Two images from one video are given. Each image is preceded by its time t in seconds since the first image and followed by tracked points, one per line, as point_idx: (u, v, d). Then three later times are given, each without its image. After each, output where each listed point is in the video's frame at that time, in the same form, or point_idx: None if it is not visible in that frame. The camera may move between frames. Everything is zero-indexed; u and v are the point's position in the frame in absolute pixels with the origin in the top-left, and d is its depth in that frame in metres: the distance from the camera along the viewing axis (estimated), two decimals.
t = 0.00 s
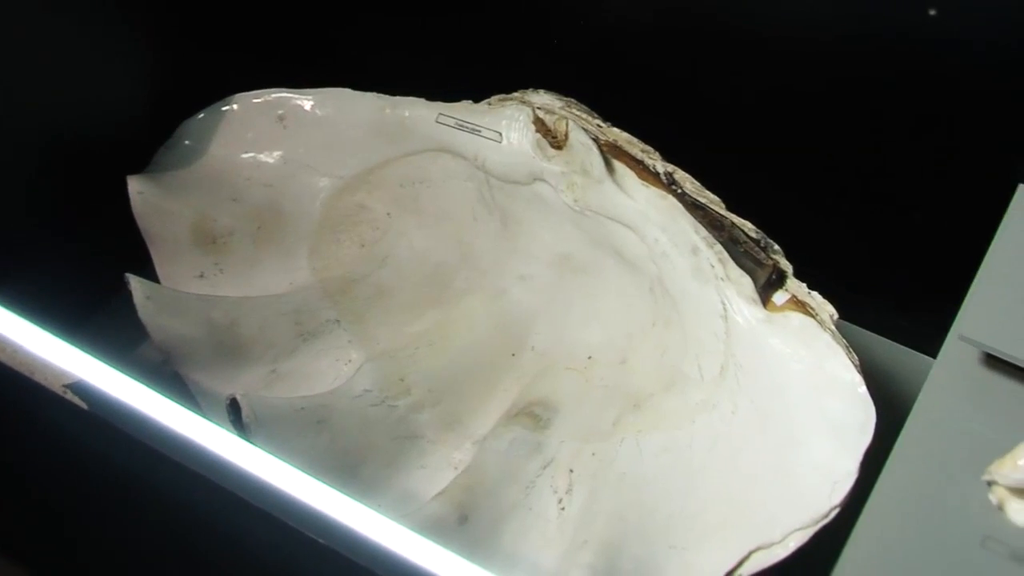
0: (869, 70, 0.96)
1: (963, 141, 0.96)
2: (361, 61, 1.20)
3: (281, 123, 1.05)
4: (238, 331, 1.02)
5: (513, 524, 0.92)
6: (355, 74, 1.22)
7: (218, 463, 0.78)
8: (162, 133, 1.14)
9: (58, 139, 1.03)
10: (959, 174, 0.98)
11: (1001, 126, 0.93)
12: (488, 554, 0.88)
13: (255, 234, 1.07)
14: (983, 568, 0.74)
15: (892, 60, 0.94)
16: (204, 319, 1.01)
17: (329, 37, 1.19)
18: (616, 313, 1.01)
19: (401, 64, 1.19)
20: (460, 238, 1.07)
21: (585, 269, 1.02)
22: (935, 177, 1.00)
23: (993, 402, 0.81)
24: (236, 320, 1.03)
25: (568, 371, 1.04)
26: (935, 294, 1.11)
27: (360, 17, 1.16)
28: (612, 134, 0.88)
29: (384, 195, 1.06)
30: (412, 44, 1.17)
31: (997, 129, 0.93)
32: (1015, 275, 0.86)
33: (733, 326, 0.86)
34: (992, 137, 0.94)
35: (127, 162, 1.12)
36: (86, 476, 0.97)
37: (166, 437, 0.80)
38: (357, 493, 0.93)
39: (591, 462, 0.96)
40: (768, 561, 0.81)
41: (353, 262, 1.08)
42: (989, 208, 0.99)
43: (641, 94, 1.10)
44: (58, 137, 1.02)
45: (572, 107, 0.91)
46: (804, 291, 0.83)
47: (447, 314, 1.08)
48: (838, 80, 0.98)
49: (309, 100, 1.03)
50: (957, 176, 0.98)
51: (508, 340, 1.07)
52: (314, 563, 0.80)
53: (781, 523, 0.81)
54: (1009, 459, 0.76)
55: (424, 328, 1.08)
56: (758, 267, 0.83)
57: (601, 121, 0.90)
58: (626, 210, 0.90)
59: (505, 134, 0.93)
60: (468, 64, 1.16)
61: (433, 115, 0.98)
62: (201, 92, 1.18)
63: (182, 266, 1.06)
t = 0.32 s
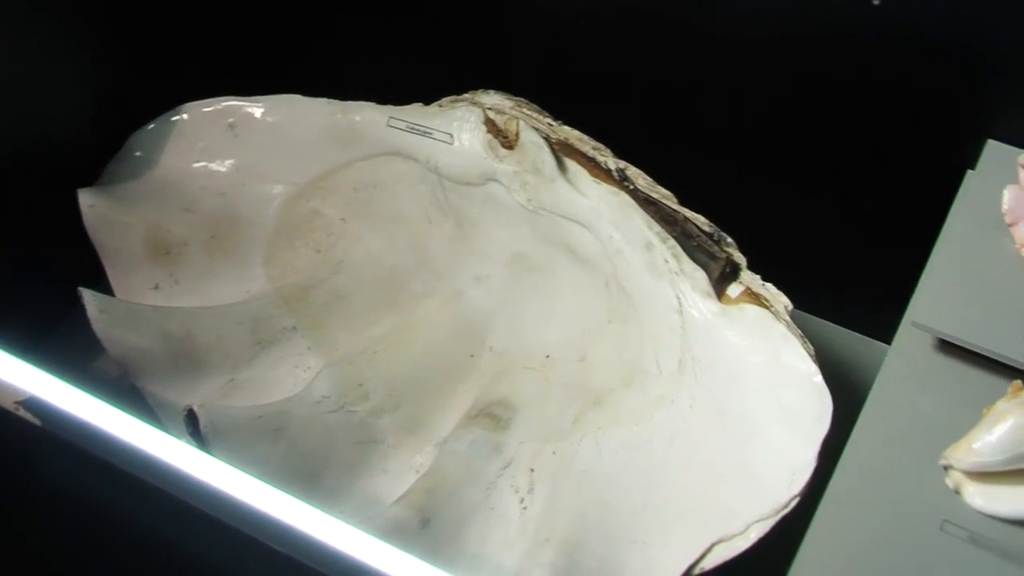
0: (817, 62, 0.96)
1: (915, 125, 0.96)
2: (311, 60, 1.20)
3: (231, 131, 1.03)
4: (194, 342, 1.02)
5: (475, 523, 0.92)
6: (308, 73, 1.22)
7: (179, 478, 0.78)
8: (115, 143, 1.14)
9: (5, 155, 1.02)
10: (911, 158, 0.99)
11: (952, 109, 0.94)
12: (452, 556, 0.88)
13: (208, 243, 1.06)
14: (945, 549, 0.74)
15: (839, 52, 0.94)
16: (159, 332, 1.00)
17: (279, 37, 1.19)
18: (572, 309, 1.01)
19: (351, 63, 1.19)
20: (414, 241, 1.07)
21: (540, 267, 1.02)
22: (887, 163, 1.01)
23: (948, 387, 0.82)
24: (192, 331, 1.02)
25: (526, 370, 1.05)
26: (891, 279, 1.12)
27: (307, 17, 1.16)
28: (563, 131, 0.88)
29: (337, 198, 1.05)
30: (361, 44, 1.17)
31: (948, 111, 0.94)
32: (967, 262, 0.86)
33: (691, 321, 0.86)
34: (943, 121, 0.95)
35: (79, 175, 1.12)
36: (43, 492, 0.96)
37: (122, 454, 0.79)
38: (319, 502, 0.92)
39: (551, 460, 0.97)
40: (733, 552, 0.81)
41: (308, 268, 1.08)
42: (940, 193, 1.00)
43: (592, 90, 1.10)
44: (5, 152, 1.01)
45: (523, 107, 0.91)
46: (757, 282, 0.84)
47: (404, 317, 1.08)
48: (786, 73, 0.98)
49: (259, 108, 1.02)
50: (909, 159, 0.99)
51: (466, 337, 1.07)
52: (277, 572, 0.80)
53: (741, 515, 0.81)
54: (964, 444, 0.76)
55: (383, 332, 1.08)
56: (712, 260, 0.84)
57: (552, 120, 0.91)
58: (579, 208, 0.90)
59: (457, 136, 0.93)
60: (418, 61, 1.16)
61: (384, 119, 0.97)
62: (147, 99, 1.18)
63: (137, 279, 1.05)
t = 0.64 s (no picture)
0: (757, 52, 0.96)
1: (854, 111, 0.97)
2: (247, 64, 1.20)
3: (171, 144, 1.02)
4: (141, 355, 1.01)
5: (431, 526, 0.92)
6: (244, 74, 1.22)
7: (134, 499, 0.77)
8: (53, 160, 1.13)
9: None
10: (849, 145, 1.00)
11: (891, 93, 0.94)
12: (408, 561, 0.88)
13: (152, 256, 1.06)
14: (897, 532, 0.76)
15: (777, 41, 0.94)
16: (105, 345, 1.00)
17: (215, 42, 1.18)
18: (521, 308, 1.02)
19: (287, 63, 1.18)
20: (360, 246, 1.06)
21: (487, 268, 1.02)
22: (827, 150, 1.02)
23: (894, 372, 0.82)
24: (139, 343, 1.01)
25: (475, 370, 1.05)
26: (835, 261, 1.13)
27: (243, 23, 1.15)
28: (503, 131, 0.88)
29: (281, 208, 1.05)
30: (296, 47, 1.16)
31: (886, 95, 0.95)
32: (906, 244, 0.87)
33: (636, 315, 0.88)
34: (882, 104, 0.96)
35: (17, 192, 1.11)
36: None
37: (73, 472, 0.78)
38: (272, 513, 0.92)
39: (503, 460, 0.97)
40: (688, 542, 0.81)
41: (253, 278, 1.07)
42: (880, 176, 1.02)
43: (533, 84, 1.09)
44: None
45: (462, 108, 0.91)
46: (702, 274, 0.85)
47: (355, 324, 1.08)
48: (726, 64, 0.98)
49: (198, 118, 1.01)
50: (850, 143, 1.00)
51: (417, 341, 1.07)
52: None
53: (694, 506, 0.81)
54: (910, 427, 0.77)
55: (332, 339, 1.07)
56: (656, 254, 0.84)
57: (491, 121, 0.91)
58: (522, 207, 0.90)
59: (398, 139, 0.92)
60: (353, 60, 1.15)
61: (324, 125, 0.96)
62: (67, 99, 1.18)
63: (80, 294, 1.05)
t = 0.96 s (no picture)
0: (695, 37, 0.96)
1: (789, 98, 0.98)
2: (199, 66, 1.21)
3: (108, 160, 0.99)
4: (86, 375, 0.97)
5: (382, 533, 0.92)
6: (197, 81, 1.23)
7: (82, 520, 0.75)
8: None
9: None
10: (784, 135, 1.02)
11: (823, 83, 0.96)
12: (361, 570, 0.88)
13: (93, 275, 1.01)
14: (843, 517, 0.76)
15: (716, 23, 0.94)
16: (49, 365, 0.95)
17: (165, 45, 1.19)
18: (463, 312, 1.03)
19: (236, 54, 1.19)
20: (299, 256, 1.06)
21: (431, 272, 1.02)
22: (764, 140, 1.03)
23: (834, 357, 0.83)
24: (83, 364, 0.98)
25: (421, 375, 1.05)
26: (774, 250, 1.14)
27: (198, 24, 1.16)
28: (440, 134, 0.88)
29: (221, 220, 1.03)
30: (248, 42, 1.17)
31: (818, 82, 0.96)
32: (842, 229, 0.88)
33: (578, 312, 0.88)
34: (816, 92, 0.97)
35: None
36: None
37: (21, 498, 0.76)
38: (223, 529, 0.91)
39: (453, 464, 0.97)
40: (636, 539, 0.81)
41: (195, 292, 1.05)
42: (814, 167, 1.03)
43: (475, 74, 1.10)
44: None
45: (397, 113, 0.91)
46: (642, 270, 0.86)
47: (299, 335, 1.07)
48: (667, 48, 0.98)
49: (134, 134, 0.98)
50: (784, 130, 1.01)
51: (360, 350, 1.07)
52: None
53: (642, 502, 0.81)
54: (852, 412, 0.77)
55: (275, 351, 1.06)
56: (596, 251, 0.85)
57: (427, 125, 0.91)
58: (460, 210, 0.90)
59: (334, 146, 0.92)
60: (298, 52, 1.16)
61: (260, 134, 0.95)
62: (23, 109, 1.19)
63: (16, 317, 0.98)
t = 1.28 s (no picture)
0: (624, 28, 0.97)
1: (718, 89, 0.99)
2: (136, 60, 1.23)
3: (38, 181, 0.96)
4: (24, 399, 0.95)
5: (330, 543, 0.92)
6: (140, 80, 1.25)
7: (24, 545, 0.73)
8: None
9: None
10: (714, 130, 1.03)
11: (750, 74, 0.97)
12: None
13: (30, 298, 0.97)
14: (785, 503, 0.77)
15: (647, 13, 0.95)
16: None
17: (109, 42, 1.21)
18: (402, 317, 1.03)
19: (176, 58, 1.20)
20: (241, 267, 1.04)
21: (370, 278, 1.02)
22: (694, 136, 1.04)
23: (771, 344, 0.84)
24: (20, 388, 0.96)
25: (364, 383, 1.05)
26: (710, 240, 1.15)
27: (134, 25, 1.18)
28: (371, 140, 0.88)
29: (158, 237, 1.00)
30: (189, 47, 1.18)
31: (746, 72, 0.97)
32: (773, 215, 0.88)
33: (516, 312, 0.88)
34: (746, 82, 0.98)
35: None
36: None
37: None
38: (169, 548, 0.91)
39: (399, 469, 0.96)
40: (582, 536, 0.82)
41: (135, 310, 1.01)
42: (748, 159, 1.04)
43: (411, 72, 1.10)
44: None
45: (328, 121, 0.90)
46: (578, 267, 0.86)
47: (241, 347, 1.06)
48: (601, 44, 0.99)
49: (63, 152, 0.95)
50: (714, 123, 1.02)
51: (302, 360, 1.06)
52: None
53: (588, 499, 0.82)
54: (791, 399, 0.78)
55: (218, 365, 1.04)
56: (532, 249, 0.85)
57: (357, 132, 0.91)
58: (395, 215, 0.89)
59: (267, 157, 0.91)
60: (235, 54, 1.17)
61: (191, 148, 0.93)
62: None
63: None
